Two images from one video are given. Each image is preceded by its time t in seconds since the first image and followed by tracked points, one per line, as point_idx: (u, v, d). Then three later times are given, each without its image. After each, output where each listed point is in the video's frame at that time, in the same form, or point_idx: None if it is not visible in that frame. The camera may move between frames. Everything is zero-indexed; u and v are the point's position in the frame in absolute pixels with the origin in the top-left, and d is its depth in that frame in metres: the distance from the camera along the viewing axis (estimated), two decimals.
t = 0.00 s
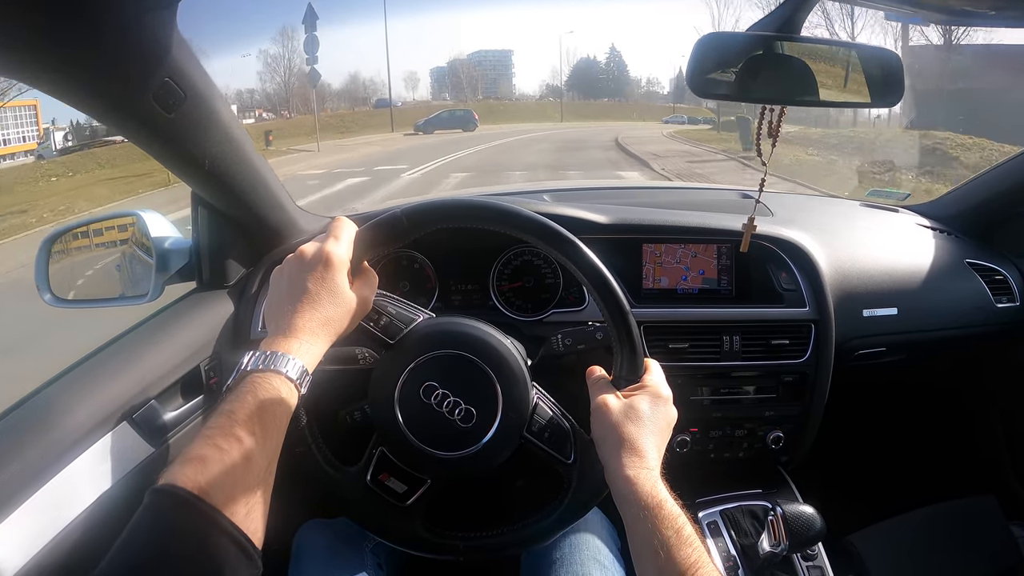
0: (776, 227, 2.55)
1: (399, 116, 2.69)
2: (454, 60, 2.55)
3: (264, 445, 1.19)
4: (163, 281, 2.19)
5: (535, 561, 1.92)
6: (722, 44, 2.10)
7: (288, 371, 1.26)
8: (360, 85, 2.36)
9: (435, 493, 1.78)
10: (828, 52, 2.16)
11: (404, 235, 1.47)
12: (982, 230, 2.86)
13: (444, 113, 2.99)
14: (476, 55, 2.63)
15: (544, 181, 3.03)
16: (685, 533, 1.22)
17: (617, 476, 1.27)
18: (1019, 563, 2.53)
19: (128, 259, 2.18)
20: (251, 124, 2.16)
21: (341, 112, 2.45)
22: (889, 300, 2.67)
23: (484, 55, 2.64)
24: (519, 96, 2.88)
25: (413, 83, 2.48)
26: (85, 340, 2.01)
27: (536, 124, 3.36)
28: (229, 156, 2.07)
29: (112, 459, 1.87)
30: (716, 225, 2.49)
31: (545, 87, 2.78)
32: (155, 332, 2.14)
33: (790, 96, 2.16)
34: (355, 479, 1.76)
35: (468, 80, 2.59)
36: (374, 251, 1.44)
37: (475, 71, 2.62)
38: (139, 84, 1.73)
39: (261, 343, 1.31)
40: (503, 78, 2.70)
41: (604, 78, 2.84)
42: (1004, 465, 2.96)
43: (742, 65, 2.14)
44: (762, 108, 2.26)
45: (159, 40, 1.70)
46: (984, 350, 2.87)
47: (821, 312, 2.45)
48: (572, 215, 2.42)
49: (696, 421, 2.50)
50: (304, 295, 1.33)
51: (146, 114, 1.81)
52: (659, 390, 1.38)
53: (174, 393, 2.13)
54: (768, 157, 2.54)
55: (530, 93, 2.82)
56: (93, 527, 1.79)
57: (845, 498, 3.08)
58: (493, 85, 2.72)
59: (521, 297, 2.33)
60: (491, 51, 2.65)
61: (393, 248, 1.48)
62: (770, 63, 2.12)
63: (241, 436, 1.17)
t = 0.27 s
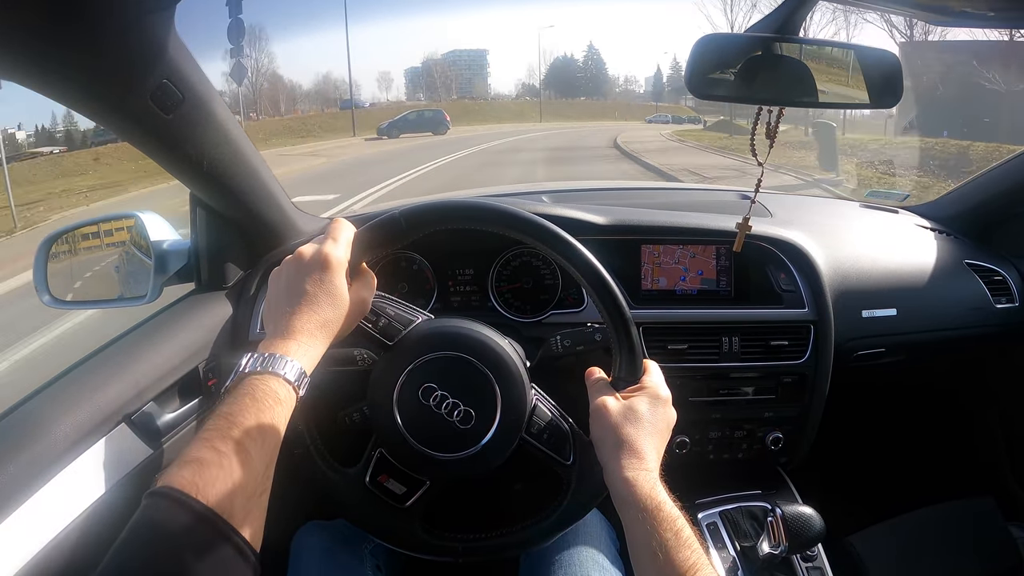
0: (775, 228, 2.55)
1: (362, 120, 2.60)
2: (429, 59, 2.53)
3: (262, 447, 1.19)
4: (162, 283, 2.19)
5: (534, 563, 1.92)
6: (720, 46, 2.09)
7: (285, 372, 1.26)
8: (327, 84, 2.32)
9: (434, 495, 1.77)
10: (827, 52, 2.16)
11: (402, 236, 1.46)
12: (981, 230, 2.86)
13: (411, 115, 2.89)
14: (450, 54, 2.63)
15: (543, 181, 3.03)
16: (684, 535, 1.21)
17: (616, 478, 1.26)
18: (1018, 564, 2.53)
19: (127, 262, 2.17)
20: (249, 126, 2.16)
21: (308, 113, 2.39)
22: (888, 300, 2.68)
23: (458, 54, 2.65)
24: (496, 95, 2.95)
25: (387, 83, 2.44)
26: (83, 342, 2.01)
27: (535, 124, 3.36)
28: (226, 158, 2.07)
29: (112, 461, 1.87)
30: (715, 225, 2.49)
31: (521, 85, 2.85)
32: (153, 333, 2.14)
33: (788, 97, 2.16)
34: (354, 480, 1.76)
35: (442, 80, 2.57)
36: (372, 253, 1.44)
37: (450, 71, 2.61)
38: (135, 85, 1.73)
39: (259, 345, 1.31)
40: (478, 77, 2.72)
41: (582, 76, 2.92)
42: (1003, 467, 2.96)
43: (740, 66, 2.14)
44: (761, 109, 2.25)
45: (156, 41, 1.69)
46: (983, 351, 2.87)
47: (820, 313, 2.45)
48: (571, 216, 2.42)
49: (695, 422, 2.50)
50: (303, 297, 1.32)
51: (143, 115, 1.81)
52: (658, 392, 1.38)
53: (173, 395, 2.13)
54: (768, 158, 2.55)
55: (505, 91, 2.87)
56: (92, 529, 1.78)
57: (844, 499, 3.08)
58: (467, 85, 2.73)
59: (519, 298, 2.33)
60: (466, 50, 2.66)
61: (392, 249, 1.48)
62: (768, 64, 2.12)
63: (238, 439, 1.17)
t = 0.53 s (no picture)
0: (774, 227, 2.54)
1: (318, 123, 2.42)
2: (400, 59, 2.50)
3: (262, 444, 1.18)
4: (159, 280, 2.18)
5: (533, 561, 1.91)
6: (720, 44, 2.09)
7: (286, 369, 1.25)
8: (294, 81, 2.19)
9: (432, 494, 1.77)
10: (826, 50, 2.16)
11: (402, 233, 1.45)
12: (981, 230, 2.86)
13: (372, 118, 2.77)
14: (425, 54, 2.59)
15: (542, 179, 3.02)
16: (684, 536, 1.21)
17: (616, 478, 1.26)
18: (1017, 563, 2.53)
19: (124, 257, 2.16)
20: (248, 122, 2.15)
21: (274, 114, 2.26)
22: (888, 299, 2.67)
23: (433, 54, 2.61)
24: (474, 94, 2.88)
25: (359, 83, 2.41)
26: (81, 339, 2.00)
27: (535, 122, 3.35)
28: (225, 155, 2.06)
29: (109, 460, 1.86)
30: (714, 224, 2.48)
31: (497, 85, 2.79)
32: (151, 331, 2.13)
33: (787, 95, 2.16)
34: (352, 478, 1.76)
35: (414, 80, 2.55)
36: (372, 250, 1.43)
37: (423, 71, 2.58)
38: (132, 81, 1.72)
39: (259, 341, 1.30)
40: (452, 77, 2.68)
41: (559, 75, 2.94)
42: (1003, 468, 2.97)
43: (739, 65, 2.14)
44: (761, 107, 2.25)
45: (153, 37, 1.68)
46: (983, 352, 2.88)
47: (820, 312, 2.44)
48: (570, 214, 2.41)
49: (694, 421, 2.50)
50: (303, 293, 1.32)
51: (140, 111, 1.80)
52: (659, 392, 1.37)
53: (170, 393, 2.12)
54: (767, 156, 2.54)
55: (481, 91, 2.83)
56: (89, 528, 1.78)
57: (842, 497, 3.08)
58: (441, 85, 2.69)
59: (518, 296, 2.33)
60: (441, 50, 2.62)
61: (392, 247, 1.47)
62: (767, 63, 2.12)
63: (238, 436, 1.16)
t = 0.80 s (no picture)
0: (765, 232, 2.55)
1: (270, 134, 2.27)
2: (370, 59, 2.46)
3: (255, 448, 1.19)
4: (154, 286, 2.20)
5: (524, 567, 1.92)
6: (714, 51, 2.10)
7: (279, 373, 1.27)
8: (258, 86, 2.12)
9: (420, 500, 1.77)
10: (820, 57, 2.18)
11: (395, 243, 1.45)
12: (973, 235, 2.87)
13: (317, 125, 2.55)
14: (396, 55, 2.55)
15: (536, 185, 3.03)
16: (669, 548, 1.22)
17: (604, 489, 1.27)
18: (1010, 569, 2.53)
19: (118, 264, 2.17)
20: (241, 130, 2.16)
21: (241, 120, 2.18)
22: (880, 304, 2.68)
23: (405, 55, 2.56)
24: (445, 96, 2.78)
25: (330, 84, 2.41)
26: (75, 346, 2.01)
27: (530, 128, 3.36)
28: (220, 162, 2.07)
29: (102, 465, 1.87)
30: (707, 230, 2.49)
31: (470, 85, 2.74)
32: (145, 336, 2.13)
33: (780, 102, 2.17)
34: (343, 484, 1.77)
35: (384, 80, 2.51)
36: (364, 258, 1.43)
37: (394, 71, 2.53)
38: (127, 88, 1.73)
39: (253, 345, 1.32)
40: (424, 78, 2.62)
41: (532, 75, 2.87)
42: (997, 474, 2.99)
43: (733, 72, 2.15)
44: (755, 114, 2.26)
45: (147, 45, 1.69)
46: (976, 357, 2.89)
47: (812, 317, 2.45)
48: (563, 221, 2.42)
49: (686, 427, 2.50)
50: (298, 297, 1.33)
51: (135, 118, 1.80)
52: (647, 404, 1.38)
53: (164, 399, 2.13)
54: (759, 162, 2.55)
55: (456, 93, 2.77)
56: (83, 534, 1.79)
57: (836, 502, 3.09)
58: (413, 85, 2.64)
59: (511, 302, 2.33)
60: (413, 51, 2.57)
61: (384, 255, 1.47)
62: (760, 70, 2.13)
63: (231, 438, 1.17)
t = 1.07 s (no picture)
0: (767, 231, 2.54)
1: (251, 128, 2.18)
2: (339, 58, 2.42)
3: (254, 447, 1.18)
4: (151, 283, 2.16)
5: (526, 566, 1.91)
6: (714, 49, 2.08)
7: (278, 372, 1.25)
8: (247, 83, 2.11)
9: (422, 500, 1.76)
10: (821, 54, 2.16)
11: (396, 238, 1.43)
12: (975, 234, 2.86)
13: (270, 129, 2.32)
14: (367, 55, 2.51)
15: (537, 183, 3.02)
16: (674, 547, 1.21)
17: (608, 487, 1.25)
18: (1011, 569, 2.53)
19: (116, 261, 2.15)
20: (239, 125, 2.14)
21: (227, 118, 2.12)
22: (882, 304, 2.68)
23: (377, 55, 2.54)
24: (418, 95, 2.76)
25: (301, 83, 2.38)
26: (73, 343, 1.99)
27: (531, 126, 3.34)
28: (217, 158, 2.05)
29: (99, 463, 1.85)
30: (709, 228, 2.48)
31: (442, 85, 2.75)
32: (143, 333, 2.11)
33: (781, 99, 2.16)
34: (344, 482, 1.75)
35: (357, 78, 2.46)
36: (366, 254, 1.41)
37: (365, 71, 2.50)
38: (124, 83, 1.71)
39: (253, 342, 1.30)
40: (397, 78, 2.61)
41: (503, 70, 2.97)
42: (999, 475, 2.99)
43: (733, 69, 2.13)
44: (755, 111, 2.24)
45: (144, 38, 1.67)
46: (978, 357, 2.89)
47: (814, 316, 2.44)
48: (564, 218, 2.41)
49: (688, 425, 2.49)
50: (297, 294, 1.31)
51: (132, 113, 1.79)
52: (652, 401, 1.37)
53: (162, 397, 2.11)
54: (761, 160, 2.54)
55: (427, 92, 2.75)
56: (79, 533, 1.77)
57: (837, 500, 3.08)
58: (385, 85, 2.62)
59: (512, 300, 2.32)
60: (385, 51, 2.54)
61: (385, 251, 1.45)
62: (761, 67, 2.11)
63: (230, 438, 1.15)
